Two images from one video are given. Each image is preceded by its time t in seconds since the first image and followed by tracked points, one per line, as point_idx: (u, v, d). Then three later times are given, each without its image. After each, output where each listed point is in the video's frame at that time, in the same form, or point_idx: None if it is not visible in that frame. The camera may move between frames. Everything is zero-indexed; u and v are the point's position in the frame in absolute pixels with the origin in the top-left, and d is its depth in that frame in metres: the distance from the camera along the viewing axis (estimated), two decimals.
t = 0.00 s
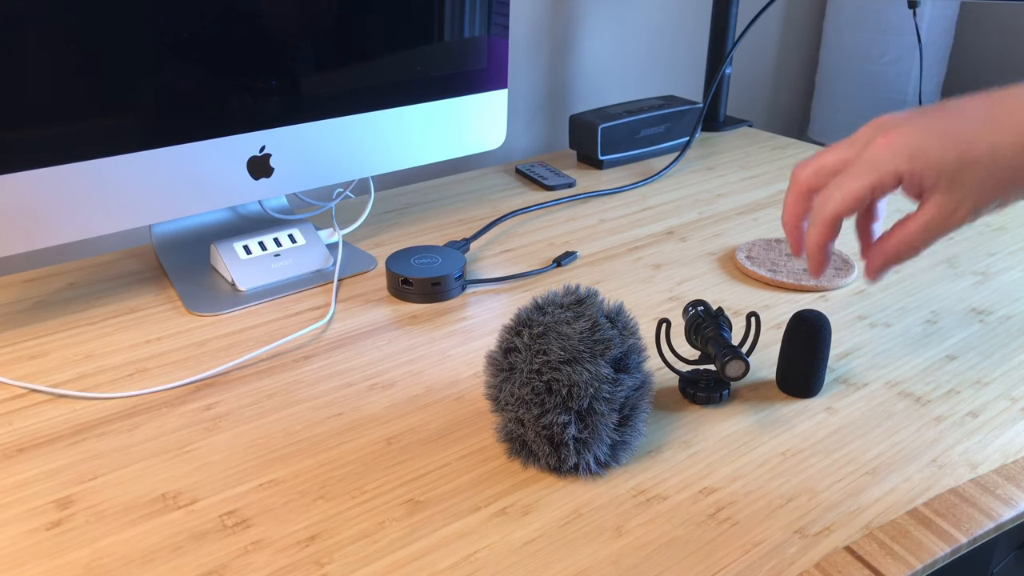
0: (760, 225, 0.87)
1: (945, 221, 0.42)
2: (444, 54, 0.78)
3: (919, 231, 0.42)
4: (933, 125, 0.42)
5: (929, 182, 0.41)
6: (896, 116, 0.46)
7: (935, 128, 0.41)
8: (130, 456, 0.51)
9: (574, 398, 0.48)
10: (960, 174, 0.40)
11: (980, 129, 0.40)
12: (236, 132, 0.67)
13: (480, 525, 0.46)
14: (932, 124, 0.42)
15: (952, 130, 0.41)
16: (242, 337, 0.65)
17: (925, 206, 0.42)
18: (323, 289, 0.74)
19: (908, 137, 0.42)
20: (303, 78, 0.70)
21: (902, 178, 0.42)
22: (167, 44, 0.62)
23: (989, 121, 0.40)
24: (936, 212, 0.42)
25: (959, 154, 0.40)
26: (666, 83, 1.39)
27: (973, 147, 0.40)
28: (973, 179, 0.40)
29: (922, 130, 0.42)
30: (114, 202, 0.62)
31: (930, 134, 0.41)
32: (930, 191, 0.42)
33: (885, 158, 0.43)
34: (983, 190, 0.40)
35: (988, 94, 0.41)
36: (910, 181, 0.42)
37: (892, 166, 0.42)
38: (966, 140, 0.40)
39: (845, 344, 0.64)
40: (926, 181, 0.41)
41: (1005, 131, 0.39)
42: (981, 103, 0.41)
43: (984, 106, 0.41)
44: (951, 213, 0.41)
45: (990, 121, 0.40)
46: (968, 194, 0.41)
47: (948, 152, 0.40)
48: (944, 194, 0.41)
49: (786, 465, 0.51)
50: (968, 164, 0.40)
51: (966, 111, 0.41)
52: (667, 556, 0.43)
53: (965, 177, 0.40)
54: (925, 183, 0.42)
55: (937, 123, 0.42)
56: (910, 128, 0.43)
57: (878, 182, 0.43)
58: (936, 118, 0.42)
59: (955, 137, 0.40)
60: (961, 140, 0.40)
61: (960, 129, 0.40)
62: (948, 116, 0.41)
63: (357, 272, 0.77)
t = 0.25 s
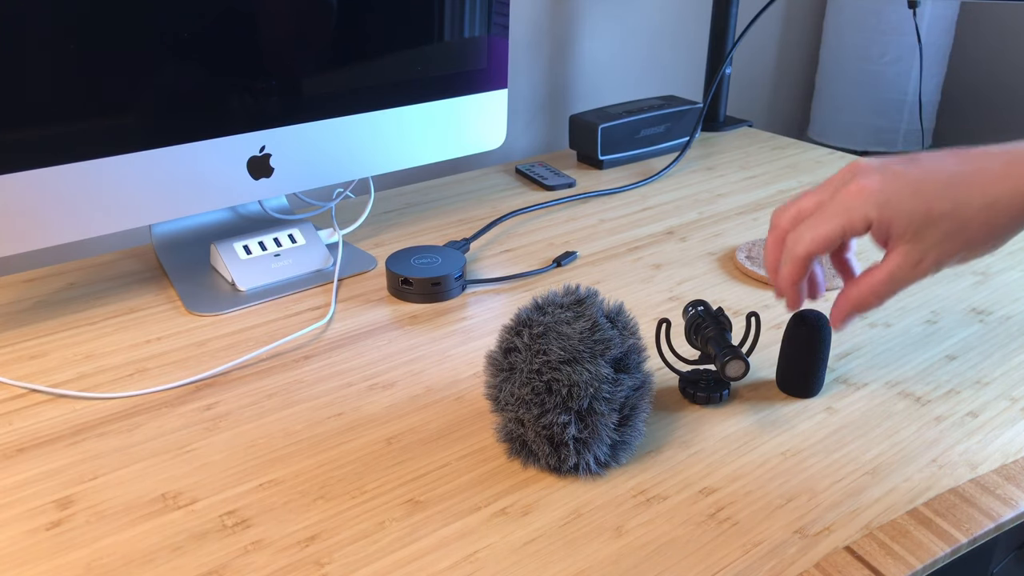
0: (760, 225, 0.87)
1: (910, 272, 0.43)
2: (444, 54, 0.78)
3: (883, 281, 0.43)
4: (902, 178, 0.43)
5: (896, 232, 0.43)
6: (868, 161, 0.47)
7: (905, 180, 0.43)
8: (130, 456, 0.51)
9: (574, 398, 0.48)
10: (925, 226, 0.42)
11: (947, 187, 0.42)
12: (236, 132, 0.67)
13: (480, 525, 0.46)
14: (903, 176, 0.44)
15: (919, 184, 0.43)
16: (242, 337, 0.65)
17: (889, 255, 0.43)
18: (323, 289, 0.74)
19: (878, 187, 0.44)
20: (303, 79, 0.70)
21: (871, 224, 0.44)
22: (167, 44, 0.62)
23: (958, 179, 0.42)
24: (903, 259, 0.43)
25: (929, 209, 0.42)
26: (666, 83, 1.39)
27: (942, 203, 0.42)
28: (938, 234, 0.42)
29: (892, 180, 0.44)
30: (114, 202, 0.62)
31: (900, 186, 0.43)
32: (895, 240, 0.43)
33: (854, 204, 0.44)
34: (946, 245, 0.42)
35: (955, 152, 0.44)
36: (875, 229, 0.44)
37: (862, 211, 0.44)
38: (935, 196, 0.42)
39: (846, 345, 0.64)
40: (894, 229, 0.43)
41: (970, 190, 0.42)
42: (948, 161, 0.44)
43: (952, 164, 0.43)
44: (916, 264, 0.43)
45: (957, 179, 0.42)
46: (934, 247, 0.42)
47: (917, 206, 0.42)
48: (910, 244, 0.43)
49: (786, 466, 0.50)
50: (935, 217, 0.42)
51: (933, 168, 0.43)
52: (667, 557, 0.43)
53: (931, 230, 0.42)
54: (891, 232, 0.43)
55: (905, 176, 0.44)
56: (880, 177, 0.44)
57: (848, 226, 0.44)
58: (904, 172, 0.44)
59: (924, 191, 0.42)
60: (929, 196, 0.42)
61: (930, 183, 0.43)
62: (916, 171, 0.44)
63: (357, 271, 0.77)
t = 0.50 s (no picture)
0: (760, 225, 0.87)
1: (919, 273, 0.46)
2: (444, 54, 0.78)
3: (895, 282, 0.46)
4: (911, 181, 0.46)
5: (906, 232, 0.46)
6: (872, 165, 0.50)
7: (914, 181, 0.46)
8: (130, 456, 0.51)
9: (574, 398, 0.48)
10: (933, 229, 0.45)
11: (954, 191, 0.45)
12: (236, 132, 0.67)
13: (480, 525, 0.46)
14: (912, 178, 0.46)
15: (928, 187, 0.46)
16: (242, 337, 0.65)
17: (901, 255, 0.46)
18: (323, 289, 0.74)
19: (887, 188, 0.47)
20: (304, 79, 0.70)
21: (880, 226, 0.47)
22: (167, 44, 0.62)
23: (963, 183, 0.46)
24: (914, 262, 0.46)
25: (937, 211, 0.45)
26: (666, 83, 1.39)
27: (950, 206, 0.45)
28: (946, 236, 0.45)
29: (902, 182, 0.46)
30: (114, 203, 0.62)
31: (909, 188, 0.46)
32: (905, 240, 0.46)
33: (864, 205, 0.47)
34: (954, 246, 0.45)
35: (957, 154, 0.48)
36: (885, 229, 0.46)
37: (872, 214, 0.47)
38: (944, 198, 0.45)
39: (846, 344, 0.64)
40: (905, 230, 0.46)
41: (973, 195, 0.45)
42: (954, 163, 0.47)
43: (958, 166, 0.46)
44: (926, 264, 0.46)
45: (961, 183, 0.46)
46: (944, 248, 0.45)
47: (925, 208, 0.45)
48: (920, 246, 0.45)
49: (786, 466, 0.50)
50: (943, 219, 0.45)
51: (939, 169, 0.47)
52: (667, 557, 0.43)
53: (938, 232, 0.45)
54: (902, 232, 0.46)
55: (912, 179, 0.47)
56: (888, 179, 0.47)
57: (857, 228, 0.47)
58: (911, 174, 0.47)
59: (931, 195, 0.46)
60: (938, 200, 0.45)
61: (936, 187, 0.46)
62: (925, 172, 0.47)
63: (356, 272, 0.77)
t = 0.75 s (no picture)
0: (760, 225, 0.87)
1: (912, 296, 0.47)
2: (444, 54, 0.78)
3: (889, 305, 0.48)
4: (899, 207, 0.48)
5: (896, 258, 0.47)
6: (864, 189, 0.51)
7: (902, 208, 0.48)
8: (129, 456, 0.51)
9: (574, 398, 0.48)
10: (922, 254, 0.47)
11: (942, 215, 0.47)
12: (236, 132, 0.67)
13: (480, 525, 0.46)
14: (899, 203, 0.48)
15: (916, 212, 0.47)
16: (242, 337, 0.65)
17: (894, 280, 0.48)
18: (322, 289, 0.74)
19: (875, 214, 0.48)
20: (304, 79, 0.70)
21: (869, 251, 0.48)
22: (167, 44, 0.62)
23: (950, 207, 0.47)
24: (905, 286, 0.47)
25: (925, 236, 0.47)
26: (666, 83, 1.39)
27: (938, 231, 0.46)
28: (937, 259, 0.46)
29: (890, 209, 0.48)
30: (114, 203, 0.62)
31: (898, 214, 0.48)
32: (895, 266, 0.48)
33: (853, 232, 0.49)
34: (946, 269, 0.46)
35: (947, 178, 0.49)
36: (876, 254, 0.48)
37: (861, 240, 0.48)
38: (930, 224, 0.47)
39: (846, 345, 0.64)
40: (894, 256, 0.47)
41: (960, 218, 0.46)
42: (941, 187, 0.48)
43: (945, 191, 0.48)
44: (919, 288, 0.47)
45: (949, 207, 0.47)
46: (936, 271, 0.46)
47: (913, 233, 0.47)
48: (911, 271, 0.47)
49: (786, 466, 0.50)
50: (934, 242, 0.46)
51: (928, 194, 0.48)
52: (667, 557, 0.43)
53: (929, 255, 0.47)
54: (891, 258, 0.48)
55: (900, 205, 0.48)
56: (875, 206, 0.49)
57: (846, 253, 0.49)
58: (899, 199, 0.48)
59: (920, 219, 0.47)
60: (926, 224, 0.47)
61: (924, 211, 0.47)
62: (913, 198, 0.48)
63: (356, 272, 0.77)
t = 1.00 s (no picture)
0: (760, 225, 0.87)
1: (937, 264, 0.41)
2: (444, 54, 0.78)
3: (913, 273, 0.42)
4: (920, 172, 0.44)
5: (920, 223, 0.43)
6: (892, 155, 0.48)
7: (923, 174, 0.43)
8: (129, 456, 0.51)
9: (574, 398, 0.48)
10: (946, 218, 0.42)
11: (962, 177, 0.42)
12: (236, 132, 0.67)
13: (481, 525, 0.46)
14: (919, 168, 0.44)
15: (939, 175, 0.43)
16: (242, 337, 0.65)
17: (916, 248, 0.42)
18: (323, 289, 0.74)
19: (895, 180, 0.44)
20: (304, 79, 0.70)
21: (888, 214, 0.44)
22: (167, 44, 0.62)
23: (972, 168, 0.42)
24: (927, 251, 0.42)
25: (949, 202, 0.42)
26: (666, 83, 1.39)
27: (962, 193, 0.42)
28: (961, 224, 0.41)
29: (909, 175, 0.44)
30: (114, 202, 0.62)
31: (922, 178, 0.43)
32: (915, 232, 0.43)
33: (875, 193, 0.45)
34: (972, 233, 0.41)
35: (976, 143, 0.44)
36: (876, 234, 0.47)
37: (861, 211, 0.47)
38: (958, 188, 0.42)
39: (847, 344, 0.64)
40: (917, 221, 0.43)
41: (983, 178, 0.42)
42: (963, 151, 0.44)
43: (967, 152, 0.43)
44: (943, 254, 0.41)
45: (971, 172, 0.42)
46: (956, 234, 0.41)
47: (938, 197, 0.42)
48: (935, 236, 0.42)
49: (786, 466, 0.50)
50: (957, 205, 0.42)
51: (951, 157, 0.44)
52: (667, 557, 0.43)
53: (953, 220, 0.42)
54: (913, 222, 0.43)
55: (927, 168, 0.44)
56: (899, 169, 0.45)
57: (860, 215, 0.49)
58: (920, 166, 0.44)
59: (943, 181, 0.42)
60: (953, 186, 0.42)
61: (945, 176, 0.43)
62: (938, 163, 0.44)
63: (356, 272, 0.77)
